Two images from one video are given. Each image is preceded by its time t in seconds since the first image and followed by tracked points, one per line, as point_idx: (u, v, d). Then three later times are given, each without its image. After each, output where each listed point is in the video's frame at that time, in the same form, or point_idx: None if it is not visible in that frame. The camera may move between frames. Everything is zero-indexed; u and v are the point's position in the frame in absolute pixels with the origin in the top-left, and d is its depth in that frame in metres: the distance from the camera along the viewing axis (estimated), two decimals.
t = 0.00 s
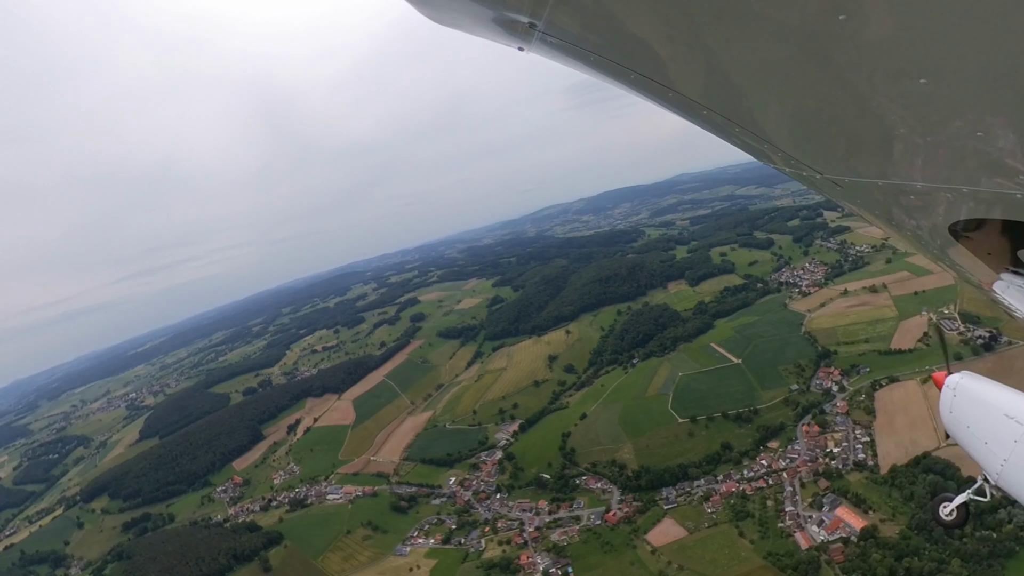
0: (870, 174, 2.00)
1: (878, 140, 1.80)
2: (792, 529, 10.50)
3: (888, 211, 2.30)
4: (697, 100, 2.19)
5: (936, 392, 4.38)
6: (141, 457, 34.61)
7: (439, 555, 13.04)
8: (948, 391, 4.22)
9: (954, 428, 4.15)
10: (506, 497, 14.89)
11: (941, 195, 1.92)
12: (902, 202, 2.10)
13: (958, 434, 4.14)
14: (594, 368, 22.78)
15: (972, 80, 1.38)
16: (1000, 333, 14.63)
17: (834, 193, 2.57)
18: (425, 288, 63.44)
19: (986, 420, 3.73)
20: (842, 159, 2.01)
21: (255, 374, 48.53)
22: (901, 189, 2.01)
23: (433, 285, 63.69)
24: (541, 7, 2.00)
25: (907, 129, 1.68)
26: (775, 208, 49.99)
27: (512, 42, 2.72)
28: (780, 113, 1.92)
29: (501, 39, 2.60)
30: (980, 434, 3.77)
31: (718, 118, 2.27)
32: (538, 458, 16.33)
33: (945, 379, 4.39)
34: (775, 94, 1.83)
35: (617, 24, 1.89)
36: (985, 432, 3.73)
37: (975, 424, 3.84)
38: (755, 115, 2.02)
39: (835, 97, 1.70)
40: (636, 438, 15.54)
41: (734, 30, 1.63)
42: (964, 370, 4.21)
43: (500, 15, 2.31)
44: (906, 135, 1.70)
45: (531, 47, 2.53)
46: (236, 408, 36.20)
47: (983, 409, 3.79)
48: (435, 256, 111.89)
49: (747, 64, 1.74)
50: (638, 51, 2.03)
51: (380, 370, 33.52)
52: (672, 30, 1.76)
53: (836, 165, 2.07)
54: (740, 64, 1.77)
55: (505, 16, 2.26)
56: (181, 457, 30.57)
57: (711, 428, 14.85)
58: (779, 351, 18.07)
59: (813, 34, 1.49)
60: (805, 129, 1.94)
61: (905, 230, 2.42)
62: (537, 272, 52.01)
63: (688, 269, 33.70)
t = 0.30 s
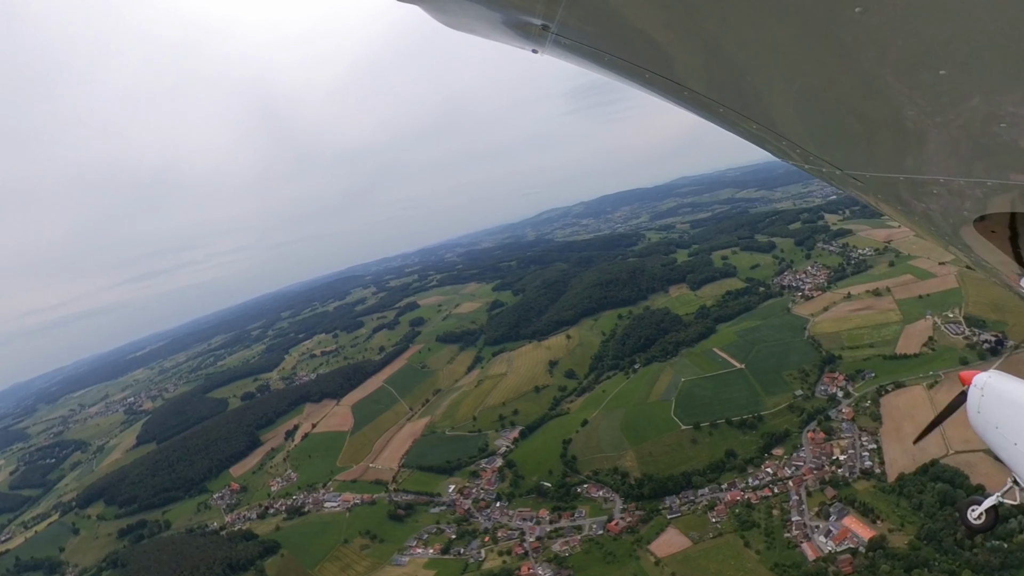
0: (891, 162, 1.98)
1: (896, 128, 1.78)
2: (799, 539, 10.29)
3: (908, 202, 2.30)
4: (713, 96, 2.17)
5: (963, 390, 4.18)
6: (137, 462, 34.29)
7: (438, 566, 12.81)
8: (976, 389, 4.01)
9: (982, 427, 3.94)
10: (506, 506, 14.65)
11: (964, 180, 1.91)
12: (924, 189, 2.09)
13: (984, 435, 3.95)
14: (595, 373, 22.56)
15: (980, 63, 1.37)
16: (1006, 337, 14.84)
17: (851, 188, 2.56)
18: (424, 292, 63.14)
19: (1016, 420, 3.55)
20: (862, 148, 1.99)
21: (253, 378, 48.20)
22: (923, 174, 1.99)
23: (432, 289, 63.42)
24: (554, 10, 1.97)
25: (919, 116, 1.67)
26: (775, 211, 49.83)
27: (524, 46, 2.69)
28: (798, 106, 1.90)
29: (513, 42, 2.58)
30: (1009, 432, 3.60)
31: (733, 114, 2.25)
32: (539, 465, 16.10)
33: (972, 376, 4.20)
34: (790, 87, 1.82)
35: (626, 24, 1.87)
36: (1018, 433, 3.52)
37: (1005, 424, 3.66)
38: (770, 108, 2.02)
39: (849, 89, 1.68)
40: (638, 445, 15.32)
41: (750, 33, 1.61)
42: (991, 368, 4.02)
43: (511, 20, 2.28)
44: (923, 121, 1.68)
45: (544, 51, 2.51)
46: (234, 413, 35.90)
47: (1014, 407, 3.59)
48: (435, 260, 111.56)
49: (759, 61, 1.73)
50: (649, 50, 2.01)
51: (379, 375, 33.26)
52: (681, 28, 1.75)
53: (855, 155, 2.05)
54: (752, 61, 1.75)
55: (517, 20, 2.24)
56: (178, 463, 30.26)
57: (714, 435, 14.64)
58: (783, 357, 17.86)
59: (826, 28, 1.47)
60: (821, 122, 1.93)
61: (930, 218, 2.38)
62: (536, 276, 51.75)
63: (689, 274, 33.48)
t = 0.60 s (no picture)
0: (906, 160, 1.87)
1: (905, 123, 1.67)
2: (805, 549, 10.06)
3: (930, 205, 2.17)
4: (722, 95, 2.08)
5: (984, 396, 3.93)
6: (135, 467, 34.04)
7: None
8: (999, 396, 3.76)
9: (1006, 435, 3.72)
10: (506, 515, 14.41)
11: (987, 179, 1.76)
12: (951, 191, 1.94)
13: (1009, 442, 3.72)
14: (595, 378, 22.34)
15: (988, 38, 1.26)
16: (1012, 341, 14.64)
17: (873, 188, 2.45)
18: (424, 296, 62.96)
19: None
20: (876, 146, 1.88)
21: (251, 383, 47.95)
22: (942, 175, 1.86)
23: (432, 292, 63.24)
24: (565, 15, 1.96)
25: (927, 108, 1.55)
26: (776, 213, 49.71)
27: (539, 52, 2.64)
28: (805, 101, 1.80)
29: (525, 48, 2.52)
30: None
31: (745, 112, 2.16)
32: (539, 472, 15.87)
33: (994, 381, 3.96)
34: (794, 81, 1.74)
35: (620, 19, 1.84)
36: None
37: None
38: (779, 107, 1.93)
39: (852, 80, 1.60)
40: (639, 452, 15.09)
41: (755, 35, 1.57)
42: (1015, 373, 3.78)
43: (521, 25, 2.24)
44: (930, 115, 1.57)
45: (556, 57, 2.46)
46: (231, 417, 35.65)
47: None
48: (435, 263, 111.43)
49: (757, 53, 1.66)
50: (649, 47, 1.96)
51: (378, 379, 33.03)
52: (674, 22, 1.70)
53: (871, 155, 1.94)
54: (751, 55, 1.68)
55: (529, 26, 2.19)
56: (175, 468, 29.98)
57: (717, 442, 14.42)
58: (786, 362, 17.66)
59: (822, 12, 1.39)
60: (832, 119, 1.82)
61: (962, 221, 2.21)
62: (536, 279, 51.59)
63: (690, 277, 33.31)
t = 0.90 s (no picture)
0: (918, 160, 1.87)
1: (917, 120, 1.68)
2: (811, 560, 9.85)
3: (950, 208, 2.11)
4: (735, 95, 2.10)
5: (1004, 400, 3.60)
6: (130, 471, 33.74)
7: None
8: None
9: None
10: (504, 524, 14.16)
11: (1000, 180, 1.75)
12: (967, 195, 1.92)
13: None
14: (595, 384, 22.10)
15: (1001, 21, 1.29)
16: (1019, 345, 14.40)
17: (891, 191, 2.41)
18: (423, 299, 62.71)
19: None
20: (888, 146, 1.89)
21: (249, 386, 47.66)
22: (955, 177, 1.85)
23: (431, 296, 63.02)
24: (577, 16, 1.96)
25: (937, 101, 1.57)
26: (776, 217, 49.54)
27: (552, 54, 2.61)
28: (815, 100, 1.83)
29: (538, 49, 2.50)
30: None
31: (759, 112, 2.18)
32: (538, 480, 15.64)
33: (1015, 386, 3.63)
34: (805, 79, 1.76)
35: (633, 21, 1.87)
36: None
37: None
38: (793, 107, 1.94)
39: (865, 76, 1.62)
40: (641, 460, 14.87)
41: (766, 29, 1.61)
42: None
43: (534, 26, 2.23)
44: (941, 110, 1.59)
45: (568, 57, 2.44)
46: (229, 421, 35.40)
47: None
48: (434, 266, 111.18)
49: (765, 50, 1.69)
50: (659, 47, 1.98)
51: (376, 384, 32.79)
52: (686, 21, 1.73)
53: (885, 156, 1.94)
54: (759, 53, 1.72)
55: (542, 27, 2.20)
56: (171, 472, 29.71)
57: (720, 450, 14.20)
58: (789, 367, 17.46)
59: (838, 8, 1.44)
60: (845, 118, 1.84)
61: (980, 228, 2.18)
62: (536, 282, 51.36)
63: (691, 281, 33.09)
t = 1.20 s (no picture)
0: (924, 155, 1.89)
1: (927, 111, 1.69)
2: (816, 572, 9.62)
3: (965, 203, 2.10)
4: (746, 95, 2.08)
5: None
6: (126, 475, 33.43)
7: None
8: None
9: None
10: (502, 533, 13.92)
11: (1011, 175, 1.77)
12: (978, 188, 1.92)
13: None
14: (595, 389, 21.88)
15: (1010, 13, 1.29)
16: None
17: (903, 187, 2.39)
18: (422, 303, 62.39)
19: None
20: (895, 141, 1.91)
21: (246, 389, 47.34)
22: (963, 171, 1.87)
23: (430, 299, 62.70)
24: (588, 18, 1.94)
25: (945, 90, 1.58)
26: (777, 221, 49.30)
27: (563, 56, 2.55)
28: (825, 96, 1.83)
29: (549, 50, 2.44)
30: None
31: (766, 112, 2.19)
32: (537, 488, 15.41)
33: None
34: (816, 75, 1.76)
35: (643, 22, 1.84)
36: None
37: None
38: (803, 102, 1.94)
39: (877, 71, 1.62)
40: (641, 468, 14.65)
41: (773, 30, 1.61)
42: None
43: (544, 29, 2.19)
44: (951, 100, 1.60)
45: (581, 59, 2.38)
46: (225, 425, 35.11)
47: None
48: (434, 269, 110.85)
49: (780, 45, 1.66)
50: (669, 47, 1.96)
51: (374, 388, 32.55)
52: (694, 19, 1.70)
53: (898, 149, 1.93)
54: (776, 49, 1.68)
55: (553, 30, 2.15)
56: (167, 477, 29.42)
57: (722, 458, 13.99)
58: (791, 373, 17.26)
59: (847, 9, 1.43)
60: (856, 112, 1.84)
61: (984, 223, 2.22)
62: (536, 286, 51.11)
63: (692, 286, 32.89)
